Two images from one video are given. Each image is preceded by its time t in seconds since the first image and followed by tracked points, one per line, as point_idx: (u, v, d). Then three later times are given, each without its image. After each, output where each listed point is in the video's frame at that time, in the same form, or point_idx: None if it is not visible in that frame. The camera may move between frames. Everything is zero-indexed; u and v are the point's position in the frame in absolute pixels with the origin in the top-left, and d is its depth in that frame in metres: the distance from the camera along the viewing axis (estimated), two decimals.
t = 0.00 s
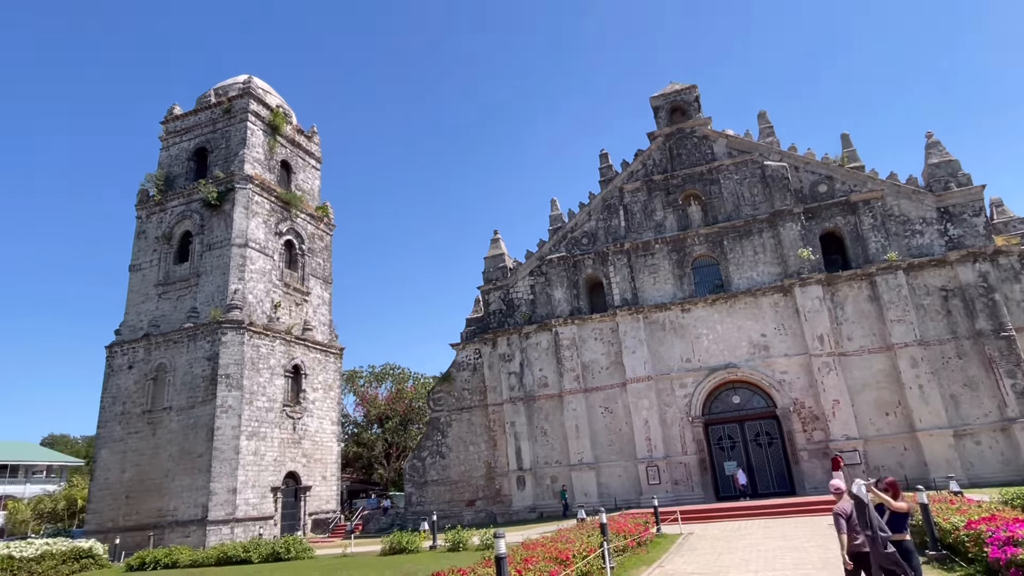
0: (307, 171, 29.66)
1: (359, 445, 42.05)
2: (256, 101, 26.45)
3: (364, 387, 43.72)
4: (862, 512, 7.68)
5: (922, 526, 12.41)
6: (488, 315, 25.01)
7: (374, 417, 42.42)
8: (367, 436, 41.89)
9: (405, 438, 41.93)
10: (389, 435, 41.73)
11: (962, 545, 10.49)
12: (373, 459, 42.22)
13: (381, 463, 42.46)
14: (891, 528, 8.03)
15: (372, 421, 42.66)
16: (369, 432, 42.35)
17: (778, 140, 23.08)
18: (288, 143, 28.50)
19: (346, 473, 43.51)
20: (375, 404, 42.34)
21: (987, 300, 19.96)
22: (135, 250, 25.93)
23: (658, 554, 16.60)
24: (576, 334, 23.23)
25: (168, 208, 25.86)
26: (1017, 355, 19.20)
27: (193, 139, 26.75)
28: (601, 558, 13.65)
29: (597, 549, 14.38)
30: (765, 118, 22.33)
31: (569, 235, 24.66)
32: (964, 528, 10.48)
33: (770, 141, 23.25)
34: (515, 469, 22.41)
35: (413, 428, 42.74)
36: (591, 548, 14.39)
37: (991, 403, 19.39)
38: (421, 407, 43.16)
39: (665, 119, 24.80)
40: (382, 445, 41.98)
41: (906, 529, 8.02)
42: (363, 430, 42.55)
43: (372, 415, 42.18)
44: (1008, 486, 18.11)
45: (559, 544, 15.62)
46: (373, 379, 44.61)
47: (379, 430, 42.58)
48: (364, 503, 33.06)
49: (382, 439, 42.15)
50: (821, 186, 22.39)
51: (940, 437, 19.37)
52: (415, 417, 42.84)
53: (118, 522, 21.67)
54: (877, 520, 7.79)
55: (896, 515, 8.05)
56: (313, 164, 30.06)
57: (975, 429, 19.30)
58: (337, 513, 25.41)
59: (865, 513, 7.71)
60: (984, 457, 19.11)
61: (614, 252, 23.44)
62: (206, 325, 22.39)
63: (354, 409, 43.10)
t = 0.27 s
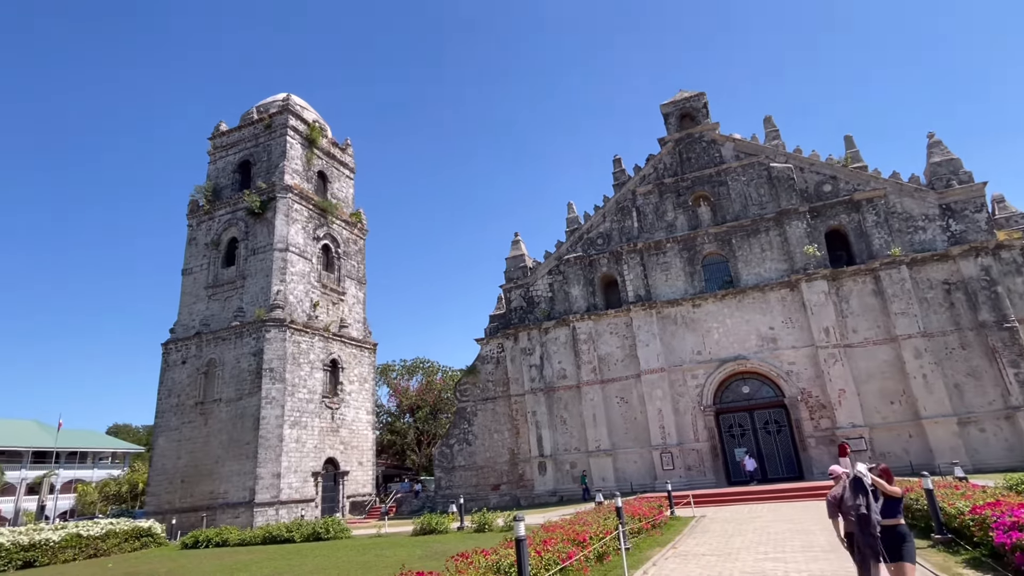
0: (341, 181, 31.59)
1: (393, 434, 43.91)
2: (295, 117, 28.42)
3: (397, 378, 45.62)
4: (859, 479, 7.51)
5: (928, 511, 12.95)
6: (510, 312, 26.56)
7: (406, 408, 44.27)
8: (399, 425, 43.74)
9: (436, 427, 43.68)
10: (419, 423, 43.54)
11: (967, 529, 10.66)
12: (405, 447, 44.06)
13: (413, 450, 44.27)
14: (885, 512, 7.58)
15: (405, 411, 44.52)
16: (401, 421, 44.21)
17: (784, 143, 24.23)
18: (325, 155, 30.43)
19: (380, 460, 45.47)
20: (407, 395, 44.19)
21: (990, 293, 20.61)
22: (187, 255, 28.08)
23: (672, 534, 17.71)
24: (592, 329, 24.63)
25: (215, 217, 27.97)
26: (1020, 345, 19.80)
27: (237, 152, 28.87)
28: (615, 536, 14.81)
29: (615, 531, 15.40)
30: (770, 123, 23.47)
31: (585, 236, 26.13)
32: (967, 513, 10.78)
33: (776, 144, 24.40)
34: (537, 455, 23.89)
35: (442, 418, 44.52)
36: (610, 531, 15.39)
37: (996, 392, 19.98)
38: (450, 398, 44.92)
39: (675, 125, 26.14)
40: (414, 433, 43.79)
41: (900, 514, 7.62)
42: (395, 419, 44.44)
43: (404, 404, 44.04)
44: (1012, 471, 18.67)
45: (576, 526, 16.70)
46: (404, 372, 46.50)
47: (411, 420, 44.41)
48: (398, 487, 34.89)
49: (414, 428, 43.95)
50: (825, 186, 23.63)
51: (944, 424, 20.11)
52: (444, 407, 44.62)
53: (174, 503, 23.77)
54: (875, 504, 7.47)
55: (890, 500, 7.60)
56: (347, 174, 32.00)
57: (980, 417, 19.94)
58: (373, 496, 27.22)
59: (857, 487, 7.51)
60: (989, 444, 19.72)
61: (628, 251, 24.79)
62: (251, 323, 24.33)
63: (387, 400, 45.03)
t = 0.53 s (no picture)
0: (361, 183, 32.23)
1: (413, 430, 44.52)
2: (315, 121, 29.07)
3: (417, 376, 46.26)
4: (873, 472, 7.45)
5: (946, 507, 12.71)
6: (527, 310, 26.87)
7: (426, 405, 44.86)
8: (420, 421, 44.33)
9: (455, 423, 44.19)
10: (439, 420, 44.09)
11: (987, 526, 10.53)
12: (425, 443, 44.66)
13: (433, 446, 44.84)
14: (895, 510, 7.62)
15: (425, 408, 45.13)
16: (422, 418, 44.81)
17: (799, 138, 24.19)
18: (345, 158, 31.07)
19: (402, 456, 46.11)
20: (426, 392, 44.80)
21: (1012, 286, 20.32)
22: (212, 258, 28.89)
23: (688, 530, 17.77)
24: (609, 326, 24.84)
25: (239, 220, 28.74)
26: None
27: (260, 157, 29.63)
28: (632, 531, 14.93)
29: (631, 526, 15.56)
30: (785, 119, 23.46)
31: (601, 233, 26.36)
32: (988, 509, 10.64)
33: (791, 139, 24.38)
34: (555, 451, 24.18)
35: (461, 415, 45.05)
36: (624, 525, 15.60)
37: (1018, 387, 19.67)
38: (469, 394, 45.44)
39: (690, 122, 26.26)
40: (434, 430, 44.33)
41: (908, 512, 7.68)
42: (416, 416, 45.06)
43: (424, 401, 44.67)
44: None
45: (592, 521, 16.92)
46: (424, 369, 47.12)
47: (431, 417, 44.99)
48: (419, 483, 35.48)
49: (433, 425, 44.51)
50: (842, 181, 23.58)
51: (966, 419, 19.83)
52: (464, 404, 45.15)
53: (203, 498, 24.55)
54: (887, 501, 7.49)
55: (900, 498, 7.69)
56: (366, 176, 32.63)
57: (1003, 412, 19.62)
58: (394, 491, 27.76)
59: (873, 483, 7.45)
60: (1012, 440, 19.38)
61: (644, 248, 24.97)
62: (275, 323, 24.99)
63: (408, 396, 45.62)
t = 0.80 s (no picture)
0: (374, 182, 32.41)
1: (428, 428, 44.69)
2: (328, 122, 29.27)
3: (431, 374, 46.45)
4: (884, 474, 7.22)
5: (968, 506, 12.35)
6: (540, 308, 26.82)
7: (440, 403, 45.03)
8: (434, 419, 44.49)
9: (469, 421, 44.31)
10: (453, 418, 44.25)
11: (1011, 524, 10.21)
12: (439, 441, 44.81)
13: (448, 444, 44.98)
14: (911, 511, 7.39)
15: (439, 406, 45.29)
16: (436, 416, 44.97)
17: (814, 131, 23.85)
18: (357, 158, 31.25)
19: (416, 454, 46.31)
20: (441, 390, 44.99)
21: None
22: (228, 258, 29.21)
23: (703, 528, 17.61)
24: (622, 323, 24.71)
25: (254, 220, 29.03)
26: None
27: (274, 158, 29.91)
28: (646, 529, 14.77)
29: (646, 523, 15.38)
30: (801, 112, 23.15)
31: (614, 230, 26.24)
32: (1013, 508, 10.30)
33: (806, 133, 24.05)
34: (569, 449, 24.11)
35: (475, 413, 45.16)
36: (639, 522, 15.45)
37: None
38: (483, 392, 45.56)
39: (703, 117, 26.03)
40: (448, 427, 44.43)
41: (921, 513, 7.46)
42: (431, 414, 45.24)
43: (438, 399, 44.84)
44: None
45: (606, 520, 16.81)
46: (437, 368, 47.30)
47: (445, 414, 45.13)
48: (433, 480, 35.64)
49: (447, 422, 44.65)
50: (858, 174, 23.23)
51: (989, 416, 19.33)
52: (478, 402, 45.25)
53: (221, 496, 24.86)
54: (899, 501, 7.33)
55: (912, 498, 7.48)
56: (379, 176, 32.81)
57: None
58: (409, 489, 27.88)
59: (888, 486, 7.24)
60: None
61: (656, 245, 24.80)
62: (290, 323, 25.20)
63: (422, 395, 45.90)
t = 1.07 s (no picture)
0: (382, 182, 32.48)
1: (437, 426, 44.81)
2: (336, 122, 29.35)
3: (440, 372, 46.56)
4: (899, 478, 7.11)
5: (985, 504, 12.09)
6: (549, 306, 26.76)
7: (450, 401, 45.13)
8: (443, 418, 44.60)
9: (478, 419, 44.38)
10: (462, 416, 44.35)
11: None
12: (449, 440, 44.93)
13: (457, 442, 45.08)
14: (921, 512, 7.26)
15: (448, 404, 45.40)
16: (445, 414, 45.08)
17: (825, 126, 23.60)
18: (366, 157, 31.33)
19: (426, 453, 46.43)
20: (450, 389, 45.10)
21: None
22: (238, 258, 29.39)
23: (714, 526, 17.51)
24: (631, 321, 24.60)
25: (264, 220, 29.20)
26: None
27: (283, 158, 30.03)
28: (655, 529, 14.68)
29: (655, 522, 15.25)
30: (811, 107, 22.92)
31: (622, 227, 26.14)
32: None
33: (816, 127, 23.81)
34: (578, 447, 24.06)
35: (484, 411, 45.22)
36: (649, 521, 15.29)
37: None
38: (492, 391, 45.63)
39: (712, 113, 25.85)
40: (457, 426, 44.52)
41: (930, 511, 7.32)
42: (440, 412, 45.35)
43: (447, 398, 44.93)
44: None
45: (615, 518, 16.76)
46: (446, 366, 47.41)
47: (454, 413, 45.23)
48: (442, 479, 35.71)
49: (457, 420, 44.75)
50: (870, 169, 22.98)
51: (1005, 413, 19.05)
52: (487, 400, 45.33)
53: (233, 494, 25.06)
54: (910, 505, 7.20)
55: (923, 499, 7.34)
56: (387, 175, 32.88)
57: None
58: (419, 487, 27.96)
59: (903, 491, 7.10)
60: None
61: (666, 241, 24.66)
62: (300, 322, 25.32)
63: (431, 393, 46.03)
